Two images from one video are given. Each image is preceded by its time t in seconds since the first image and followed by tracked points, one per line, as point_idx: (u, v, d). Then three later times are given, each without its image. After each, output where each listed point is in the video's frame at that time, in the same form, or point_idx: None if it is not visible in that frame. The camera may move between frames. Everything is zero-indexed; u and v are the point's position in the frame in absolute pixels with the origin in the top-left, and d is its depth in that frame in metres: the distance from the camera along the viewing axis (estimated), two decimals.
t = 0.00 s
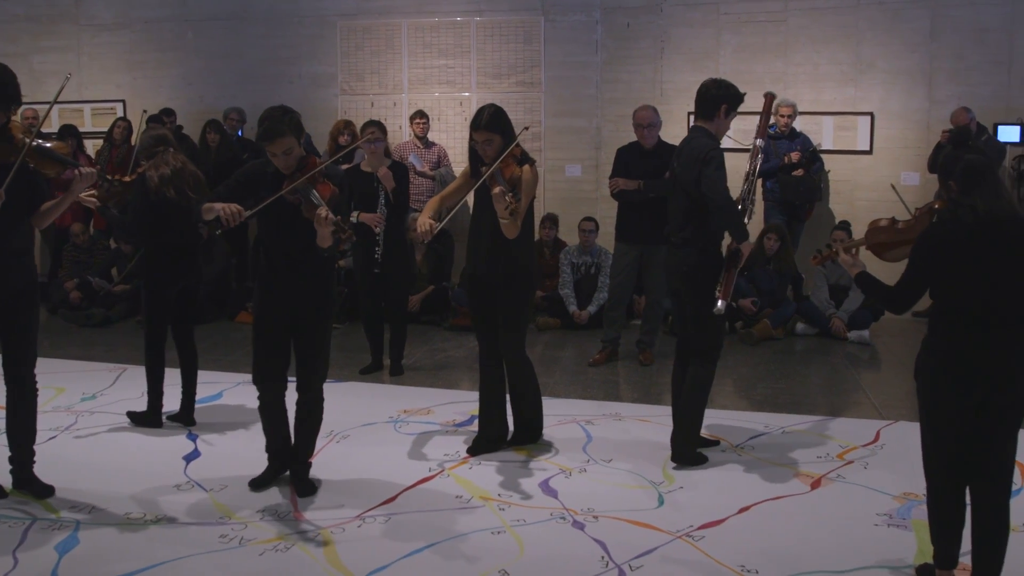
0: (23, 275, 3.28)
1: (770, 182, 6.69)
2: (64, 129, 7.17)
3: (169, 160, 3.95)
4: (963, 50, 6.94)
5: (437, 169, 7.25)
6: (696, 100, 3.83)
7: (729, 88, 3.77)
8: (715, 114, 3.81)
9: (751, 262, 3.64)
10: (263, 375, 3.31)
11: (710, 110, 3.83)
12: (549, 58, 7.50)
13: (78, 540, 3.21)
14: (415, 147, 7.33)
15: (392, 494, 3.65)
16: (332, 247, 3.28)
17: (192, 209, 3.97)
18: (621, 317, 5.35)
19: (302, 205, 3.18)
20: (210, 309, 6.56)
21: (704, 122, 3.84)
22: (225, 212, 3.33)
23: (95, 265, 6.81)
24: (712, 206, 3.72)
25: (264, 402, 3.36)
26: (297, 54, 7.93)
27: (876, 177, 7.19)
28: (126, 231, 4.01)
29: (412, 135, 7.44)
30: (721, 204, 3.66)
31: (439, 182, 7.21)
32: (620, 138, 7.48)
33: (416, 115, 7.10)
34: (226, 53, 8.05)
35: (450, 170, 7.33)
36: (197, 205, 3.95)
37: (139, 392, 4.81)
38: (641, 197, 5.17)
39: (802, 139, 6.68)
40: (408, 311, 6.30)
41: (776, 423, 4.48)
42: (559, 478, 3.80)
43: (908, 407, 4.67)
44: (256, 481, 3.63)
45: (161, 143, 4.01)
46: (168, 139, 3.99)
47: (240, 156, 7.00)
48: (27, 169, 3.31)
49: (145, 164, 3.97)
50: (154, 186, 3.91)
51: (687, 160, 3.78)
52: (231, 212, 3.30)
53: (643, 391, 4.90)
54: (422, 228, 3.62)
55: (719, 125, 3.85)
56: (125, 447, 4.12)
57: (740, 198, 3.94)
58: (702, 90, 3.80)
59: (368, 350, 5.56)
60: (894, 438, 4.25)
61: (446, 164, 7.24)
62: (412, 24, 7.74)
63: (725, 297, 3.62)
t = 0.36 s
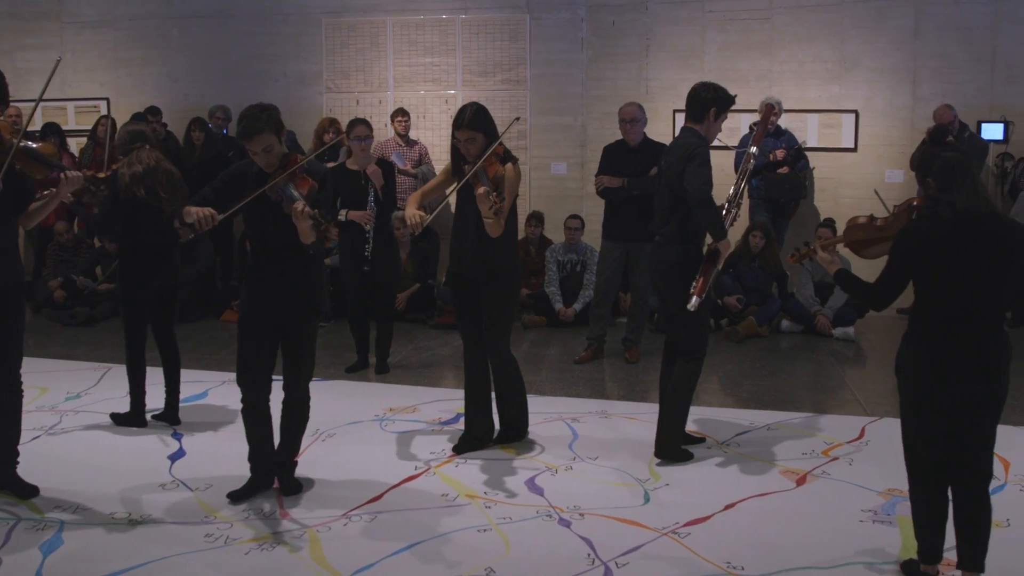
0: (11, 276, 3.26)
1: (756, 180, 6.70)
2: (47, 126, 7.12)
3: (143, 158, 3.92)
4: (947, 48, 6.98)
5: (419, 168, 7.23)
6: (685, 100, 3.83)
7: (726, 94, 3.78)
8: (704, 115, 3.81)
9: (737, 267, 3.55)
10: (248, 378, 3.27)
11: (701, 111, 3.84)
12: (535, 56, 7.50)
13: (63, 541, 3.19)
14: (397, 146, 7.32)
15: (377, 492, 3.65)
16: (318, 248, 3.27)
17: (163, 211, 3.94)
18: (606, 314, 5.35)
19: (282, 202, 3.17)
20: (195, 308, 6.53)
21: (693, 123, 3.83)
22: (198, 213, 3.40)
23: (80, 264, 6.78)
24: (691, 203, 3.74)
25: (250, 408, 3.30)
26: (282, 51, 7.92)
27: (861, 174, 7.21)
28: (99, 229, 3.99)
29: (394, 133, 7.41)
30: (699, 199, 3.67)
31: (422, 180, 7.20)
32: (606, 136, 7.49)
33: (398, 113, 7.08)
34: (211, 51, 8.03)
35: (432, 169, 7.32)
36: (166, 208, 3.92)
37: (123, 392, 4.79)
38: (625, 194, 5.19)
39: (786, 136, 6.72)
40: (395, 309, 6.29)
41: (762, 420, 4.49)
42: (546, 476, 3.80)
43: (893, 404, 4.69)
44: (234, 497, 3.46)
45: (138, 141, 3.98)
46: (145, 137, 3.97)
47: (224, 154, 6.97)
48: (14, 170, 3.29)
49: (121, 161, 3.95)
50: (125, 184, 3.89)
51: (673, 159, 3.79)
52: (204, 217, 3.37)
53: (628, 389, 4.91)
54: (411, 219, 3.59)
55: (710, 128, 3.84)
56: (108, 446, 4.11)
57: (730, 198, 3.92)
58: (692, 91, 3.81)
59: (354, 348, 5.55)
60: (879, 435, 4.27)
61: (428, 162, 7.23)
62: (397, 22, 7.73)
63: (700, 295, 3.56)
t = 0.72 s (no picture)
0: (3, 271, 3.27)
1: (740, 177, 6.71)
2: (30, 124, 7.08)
3: (115, 156, 3.87)
4: (930, 45, 7.01)
5: (400, 166, 7.22)
6: (672, 99, 3.84)
7: (712, 92, 3.77)
8: (690, 113, 3.81)
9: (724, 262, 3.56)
10: (233, 380, 3.23)
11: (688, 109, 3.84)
12: (520, 53, 7.50)
13: (47, 540, 3.17)
14: (379, 143, 7.31)
15: (362, 491, 3.64)
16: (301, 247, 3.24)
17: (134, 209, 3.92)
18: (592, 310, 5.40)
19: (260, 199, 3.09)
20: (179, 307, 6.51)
21: (677, 121, 3.85)
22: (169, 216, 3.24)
23: (63, 261, 6.75)
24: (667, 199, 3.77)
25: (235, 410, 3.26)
26: (266, 48, 7.89)
27: (846, 171, 7.24)
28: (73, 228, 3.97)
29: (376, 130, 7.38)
30: (675, 193, 3.69)
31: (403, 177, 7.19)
32: (592, 133, 7.49)
33: (380, 111, 7.07)
34: (195, 48, 7.99)
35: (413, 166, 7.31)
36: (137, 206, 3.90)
37: (107, 390, 4.77)
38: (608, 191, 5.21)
39: (771, 133, 6.72)
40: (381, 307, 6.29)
41: (747, 416, 4.50)
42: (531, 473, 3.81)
43: (877, 399, 4.71)
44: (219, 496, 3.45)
45: (112, 137, 3.94)
46: (117, 134, 3.94)
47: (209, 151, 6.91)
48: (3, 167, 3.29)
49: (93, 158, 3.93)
50: (96, 182, 3.84)
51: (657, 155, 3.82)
52: (176, 217, 3.21)
53: (613, 386, 4.92)
54: (398, 210, 3.51)
55: (694, 126, 3.85)
56: (91, 445, 4.09)
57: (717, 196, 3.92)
58: (679, 90, 3.82)
59: (339, 346, 5.55)
60: (864, 430, 4.28)
61: (409, 160, 7.23)
62: (382, 19, 7.72)
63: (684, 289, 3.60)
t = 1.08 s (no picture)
0: None
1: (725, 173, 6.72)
2: (13, 120, 7.04)
3: (87, 153, 3.88)
4: (914, 41, 7.03)
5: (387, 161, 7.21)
6: (658, 94, 3.84)
7: (696, 85, 3.77)
8: (676, 108, 3.81)
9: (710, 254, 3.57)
10: (216, 379, 3.20)
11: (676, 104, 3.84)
12: (505, 49, 7.49)
13: (31, 538, 3.16)
14: (364, 140, 7.25)
15: (348, 487, 3.64)
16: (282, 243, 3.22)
17: (107, 207, 3.92)
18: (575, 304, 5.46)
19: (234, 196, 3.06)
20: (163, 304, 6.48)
21: (664, 115, 3.84)
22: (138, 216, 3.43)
23: (47, 259, 6.71)
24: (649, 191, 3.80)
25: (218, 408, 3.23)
26: (250, 44, 7.87)
27: (831, 167, 7.27)
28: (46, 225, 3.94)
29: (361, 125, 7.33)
30: (656, 183, 3.72)
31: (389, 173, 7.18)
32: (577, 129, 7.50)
33: (365, 107, 6.99)
34: (179, 44, 7.96)
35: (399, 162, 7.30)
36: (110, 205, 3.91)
37: (91, 387, 4.76)
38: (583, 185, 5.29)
39: (756, 129, 6.71)
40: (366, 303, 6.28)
41: (732, 411, 4.51)
42: (517, 469, 3.81)
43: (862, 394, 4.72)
44: (212, 492, 3.45)
45: (84, 134, 3.91)
46: (89, 130, 3.90)
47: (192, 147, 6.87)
48: None
49: (65, 156, 3.89)
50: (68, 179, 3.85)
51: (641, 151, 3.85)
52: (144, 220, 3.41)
53: (598, 382, 4.93)
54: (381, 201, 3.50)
55: (681, 120, 3.84)
56: (74, 442, 4.07)
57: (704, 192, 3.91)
58: (665, 86, 3.81)
59: (324, 343, 5.54)
60: (848, 425, 4.30)
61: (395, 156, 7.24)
62: (366, 14, 7.70)
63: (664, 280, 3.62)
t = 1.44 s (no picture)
0: None
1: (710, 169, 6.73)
2: None
3: (61, 150, 3.79)
4: (899, 36, 7.06)
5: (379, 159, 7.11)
6: (644, 93, 3.83)
7: (678, 83, 3.77)
8: (665, 106, 3.82)
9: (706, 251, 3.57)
10: (203, 381, 3.17)
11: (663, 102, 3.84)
12: (490, 45, 7.49)
13: (14, 535, 3.15)
14: (357, 135, 7.09)
15: (334, 483, 3.63)
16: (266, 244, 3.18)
17: (82, 203, 3.90)
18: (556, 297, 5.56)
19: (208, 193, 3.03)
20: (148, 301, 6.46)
21: (654, 113, 3.85)
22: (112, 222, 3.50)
23: (32, 256, 6.67)
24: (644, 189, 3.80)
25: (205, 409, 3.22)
26: (235, 39, 7.85)
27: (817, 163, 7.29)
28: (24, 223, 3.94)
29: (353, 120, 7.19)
30: (656, 180, 3.74)
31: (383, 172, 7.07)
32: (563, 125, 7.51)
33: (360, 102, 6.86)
34: (164, 40, 7.93)
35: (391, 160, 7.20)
36: (86, 200, 3.88)
37: (76, 384, 4.74)
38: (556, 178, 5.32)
39: (740, 124, 6.72)
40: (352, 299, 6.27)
41: (718, 406, 4.52)
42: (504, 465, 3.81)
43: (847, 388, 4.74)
44: (197, 489, 3.44)
45: (59, 133, 3.87)
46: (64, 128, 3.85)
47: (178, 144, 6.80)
48: None
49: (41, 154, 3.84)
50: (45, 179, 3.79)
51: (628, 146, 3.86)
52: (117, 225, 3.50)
53: (584, 378, 4.93)
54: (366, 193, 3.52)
55: (670, 120, 3.86)
56: (57, 439, 4.06)
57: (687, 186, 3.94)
58: (653, 85, 3.80)
59: (309, 339, 5.53)
60: (834, 419, 4.32)
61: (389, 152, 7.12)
62: (351, 10, 7.68)
63: (660, 276, 3.69)
